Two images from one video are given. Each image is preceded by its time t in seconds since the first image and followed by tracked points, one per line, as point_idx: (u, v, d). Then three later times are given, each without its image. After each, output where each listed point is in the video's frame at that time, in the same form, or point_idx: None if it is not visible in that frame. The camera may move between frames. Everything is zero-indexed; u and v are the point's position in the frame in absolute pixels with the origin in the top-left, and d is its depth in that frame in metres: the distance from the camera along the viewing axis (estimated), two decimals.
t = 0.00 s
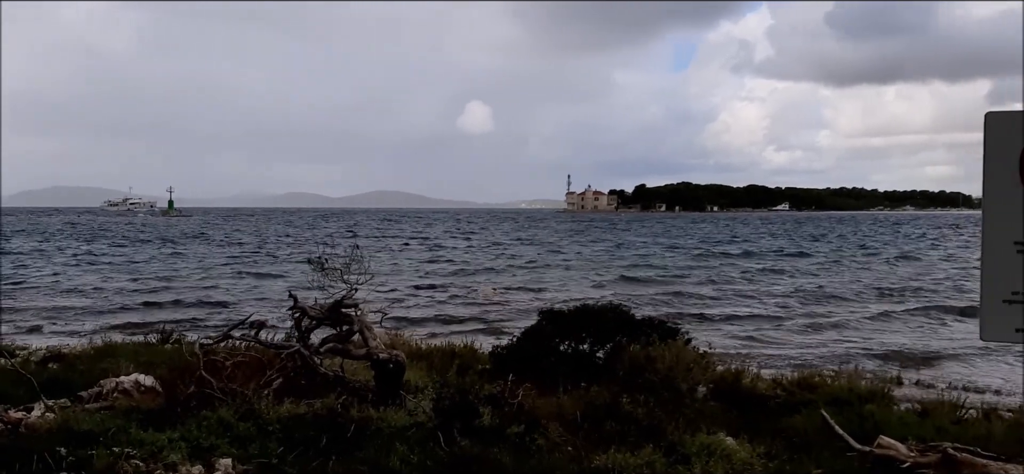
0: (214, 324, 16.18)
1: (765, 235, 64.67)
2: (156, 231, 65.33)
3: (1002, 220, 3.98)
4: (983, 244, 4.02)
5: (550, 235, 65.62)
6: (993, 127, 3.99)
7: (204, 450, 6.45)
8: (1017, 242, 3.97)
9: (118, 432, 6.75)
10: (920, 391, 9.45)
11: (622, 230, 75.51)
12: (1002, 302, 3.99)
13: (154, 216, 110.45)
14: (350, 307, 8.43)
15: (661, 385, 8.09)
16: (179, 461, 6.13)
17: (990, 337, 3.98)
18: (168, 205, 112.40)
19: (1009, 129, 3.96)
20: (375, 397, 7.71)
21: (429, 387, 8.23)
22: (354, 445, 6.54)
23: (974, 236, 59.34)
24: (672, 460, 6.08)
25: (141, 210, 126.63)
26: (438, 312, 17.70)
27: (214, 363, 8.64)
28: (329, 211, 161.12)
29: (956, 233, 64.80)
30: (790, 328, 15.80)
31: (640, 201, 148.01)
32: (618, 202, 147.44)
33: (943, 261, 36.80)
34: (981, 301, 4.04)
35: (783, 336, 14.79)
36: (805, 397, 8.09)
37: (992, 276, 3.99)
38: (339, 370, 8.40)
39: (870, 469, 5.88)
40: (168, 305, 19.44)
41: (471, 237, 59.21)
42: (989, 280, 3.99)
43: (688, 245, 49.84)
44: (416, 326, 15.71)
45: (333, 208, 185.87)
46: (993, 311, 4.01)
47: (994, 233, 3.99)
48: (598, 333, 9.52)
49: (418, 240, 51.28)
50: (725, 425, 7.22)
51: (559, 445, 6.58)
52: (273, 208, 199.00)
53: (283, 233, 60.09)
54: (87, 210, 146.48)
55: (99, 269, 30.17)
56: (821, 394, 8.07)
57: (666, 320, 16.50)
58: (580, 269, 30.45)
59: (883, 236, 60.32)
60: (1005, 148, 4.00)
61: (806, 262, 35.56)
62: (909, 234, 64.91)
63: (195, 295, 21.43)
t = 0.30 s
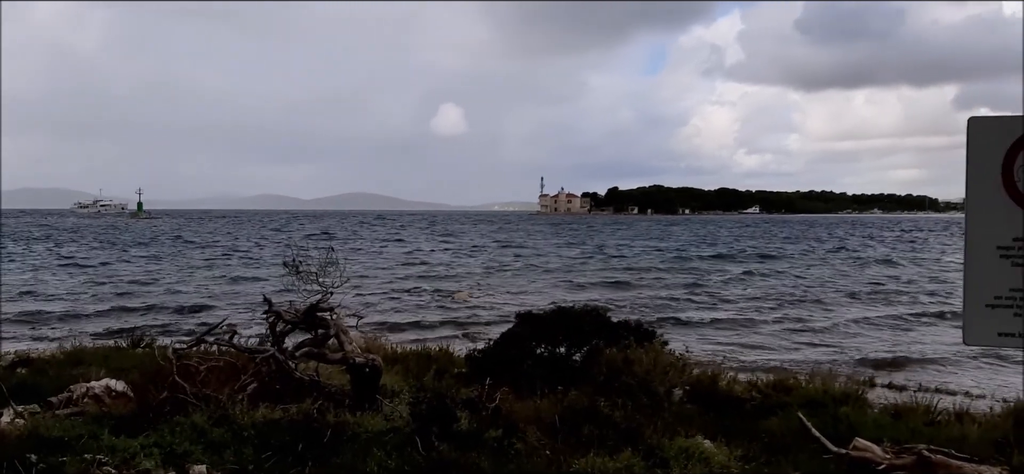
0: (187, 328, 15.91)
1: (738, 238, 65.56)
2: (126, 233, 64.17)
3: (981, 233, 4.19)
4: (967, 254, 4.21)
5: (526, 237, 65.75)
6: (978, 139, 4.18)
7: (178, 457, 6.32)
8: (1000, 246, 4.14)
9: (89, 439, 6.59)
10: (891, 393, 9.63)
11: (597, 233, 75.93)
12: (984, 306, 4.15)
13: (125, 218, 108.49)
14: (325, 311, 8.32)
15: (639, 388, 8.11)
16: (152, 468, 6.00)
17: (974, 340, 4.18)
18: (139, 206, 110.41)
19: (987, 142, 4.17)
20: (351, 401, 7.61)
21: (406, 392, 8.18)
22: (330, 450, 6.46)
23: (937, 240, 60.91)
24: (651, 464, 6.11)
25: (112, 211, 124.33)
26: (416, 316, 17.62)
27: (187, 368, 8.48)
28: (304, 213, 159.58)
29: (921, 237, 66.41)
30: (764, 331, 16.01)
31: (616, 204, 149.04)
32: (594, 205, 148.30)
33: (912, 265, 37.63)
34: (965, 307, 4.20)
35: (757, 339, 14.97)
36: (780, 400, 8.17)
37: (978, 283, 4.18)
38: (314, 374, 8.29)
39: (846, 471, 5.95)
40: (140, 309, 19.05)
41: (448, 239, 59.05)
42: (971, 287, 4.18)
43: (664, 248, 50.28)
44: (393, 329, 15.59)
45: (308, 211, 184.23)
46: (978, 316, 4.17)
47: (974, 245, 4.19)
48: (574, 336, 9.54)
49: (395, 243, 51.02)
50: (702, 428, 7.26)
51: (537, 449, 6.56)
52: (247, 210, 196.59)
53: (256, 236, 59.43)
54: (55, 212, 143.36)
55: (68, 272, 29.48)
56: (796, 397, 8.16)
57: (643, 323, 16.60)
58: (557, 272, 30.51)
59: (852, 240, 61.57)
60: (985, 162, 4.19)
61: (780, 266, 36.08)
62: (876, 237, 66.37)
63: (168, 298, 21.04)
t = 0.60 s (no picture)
0: (176, 329, 15.79)
1: (726, 239, 66.03)
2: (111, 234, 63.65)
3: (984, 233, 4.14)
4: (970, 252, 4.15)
5: (515, 238, 65.87)
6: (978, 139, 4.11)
7: (170, 459, 6.27)
8: (1004, 246, 4.10)
9: (79, 442, 6.52)
10: (881, 393, 9.70)
11: (586, 233, 76.17)
12: (988, 306, 4.10)
13: (111, 219, 107.68)
14: (318, 312, 8.26)
15: (633, 389, 8.11)
16: (143, 471, 5.94)
17: (977, 341, 4.12)
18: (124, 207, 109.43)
19: (985, 145, 4.11)
20: (344, 402, 7.56)
21: (399, 393, 8.14)
22: (324, 452, 6.42)
23: (922, 241, 61.64)
24: (646, 465, 6.13)
25: (98, 211, 123.37)
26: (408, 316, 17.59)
27: (178, 370, 8.41)
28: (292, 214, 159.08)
29: (906, 238, 67.27)
30: (755, 331, 16.11)
31: (605, 204, 149.47)
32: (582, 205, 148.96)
33: (899, 265, 38.02)
34: (969, 307, 4.14)
35: (748, 339, 15.07)
36: (773, 400, 8.20)
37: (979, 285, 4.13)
38: (306, 375, 8.24)
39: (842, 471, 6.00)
40: (129, 310, 18.89)
41: (437, 240, 59.01)
42: (975, 288, 4.12)
43: (654, 249, 50.48)
44: (384, 330, 15.52)
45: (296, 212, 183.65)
46: (982, 317, 4.12)
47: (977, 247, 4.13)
48: (567, 336, 9.52)
49: (385, 244, 50.95)
50: (696, 429, 7.27)
51: (532, 450, 6.55)
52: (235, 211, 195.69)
53: (243, 236, 59.08)
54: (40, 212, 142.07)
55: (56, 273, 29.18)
56: (790, 397, 8.20)
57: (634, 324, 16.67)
58: (547, 273, 30.53)
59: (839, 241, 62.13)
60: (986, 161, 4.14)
61: (769, 266, 36.32)
62: (862, 238, 67.02)
63: (157, 300, 20.86)
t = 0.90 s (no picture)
0: (176, 330, 15.77)
1: (725, 240, 66.10)
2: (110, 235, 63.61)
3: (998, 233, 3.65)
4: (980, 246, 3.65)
5: (514, 239, 65.91)
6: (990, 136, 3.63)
7: (172, 461, 6.26)
8: (1015, 249, 3.62)
9: (81, 444, 6.51)
10: (883, 395, 9.71)
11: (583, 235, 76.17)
12: (1000, 310, 3.61)
13: (109, 220, 107.57)
14: (319, 314, 8.22)
15: (635, 391, 8.08)
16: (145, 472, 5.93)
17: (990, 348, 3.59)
18: (122, 209, 109.27)
19: (997, 139, 3.65)
20: (346, 404, 7.53)
21: (401, 395, 8.12)
22: (326, 454, 6.40)
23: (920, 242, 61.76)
24: (650, 467, 6.12)
25: (97, 212, 123.29)
26: (408, 318, 17.59)
27: (179, 371, 8.39)
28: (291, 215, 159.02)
29: (903, 240, 67.43)
30: (756, 332, 16.13)
31: (602, 205, 149.57)
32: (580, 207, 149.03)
33: (898, 266, 38.07)
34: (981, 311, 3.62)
35: (748, 340, 15.09)
36: (776, 402, 8.19)
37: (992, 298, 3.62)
38: (307, 377, 8.22)
39: None
40: (128, 312, 18.86)
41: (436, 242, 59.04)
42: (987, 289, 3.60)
43: (653, 250, 50.53)
44: (384, 332, 15.50)
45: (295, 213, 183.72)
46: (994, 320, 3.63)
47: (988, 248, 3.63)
48: (568, 337, 9.50)
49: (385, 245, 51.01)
50: (700, 431, 7.26)
51: (535, 451, 6.54)
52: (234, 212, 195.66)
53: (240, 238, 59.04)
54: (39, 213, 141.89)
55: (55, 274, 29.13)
56: (793, 399, 8.20)
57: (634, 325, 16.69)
58: (547, 274, 30.52)
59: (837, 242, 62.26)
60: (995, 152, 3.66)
61: (768, 267, 36.38)
62: (858, 239, 67.10)
63: (157, 301, 20.83)
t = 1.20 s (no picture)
0: (179, 332, 15.81)
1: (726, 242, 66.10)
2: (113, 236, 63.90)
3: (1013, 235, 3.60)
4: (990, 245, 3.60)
5: (515, 241, 65.98)
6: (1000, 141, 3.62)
7: (177, 462, 6.26)
8: None
9: (86, 445, 6.51)
10: (887, 398, 9.69)
11: (584, 237, 76.32)
12: (1010, 312, 3.55)
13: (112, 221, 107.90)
14: (324, 315, 8.20)
15: (640, 394, 8.08)
16: None
17: (997, 348, 3.54)
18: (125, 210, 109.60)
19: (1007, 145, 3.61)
20: (351, 406, 7.53)
21: (405, 397, 8.12)
22: (331, 456, 6.39)
23: (922, 244, 61.67)
24: (655, 470, 6.11)
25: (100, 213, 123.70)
26: (411, 319, 17.58)
27: (183, 373, 8.39)
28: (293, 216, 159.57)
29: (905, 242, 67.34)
30: (759, 334, 16.12)
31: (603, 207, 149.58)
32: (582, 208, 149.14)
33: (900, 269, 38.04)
34: (987, 313, 3.58)
35: (752, 342, 15.08)
36: (780, 404, 8.17)
37: (1001, 304, 3.58)
38: (312, 379, 8.20)
39: None
40: (132, 313, 18.89)
41: (438, 243, 59.08)
42: (996, 289, 3.55)
43: (655, 252, 50.54)
44: (387, 334, 15.51)
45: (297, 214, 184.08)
46: (1001, 322, 3.57)
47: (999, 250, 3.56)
48: (572, 340, 9.49)
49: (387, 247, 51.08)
50: (704, 433, 7.25)
51: (540, 453, 6.53)
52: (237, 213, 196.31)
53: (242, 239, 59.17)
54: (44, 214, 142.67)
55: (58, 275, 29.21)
56: (798, 402, 8.18)
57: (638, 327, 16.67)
58: (549, 276, 30.51)
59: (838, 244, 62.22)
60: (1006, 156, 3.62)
61: (771, 269, 36.35)
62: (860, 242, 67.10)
63: (160, 302, 20.87)
